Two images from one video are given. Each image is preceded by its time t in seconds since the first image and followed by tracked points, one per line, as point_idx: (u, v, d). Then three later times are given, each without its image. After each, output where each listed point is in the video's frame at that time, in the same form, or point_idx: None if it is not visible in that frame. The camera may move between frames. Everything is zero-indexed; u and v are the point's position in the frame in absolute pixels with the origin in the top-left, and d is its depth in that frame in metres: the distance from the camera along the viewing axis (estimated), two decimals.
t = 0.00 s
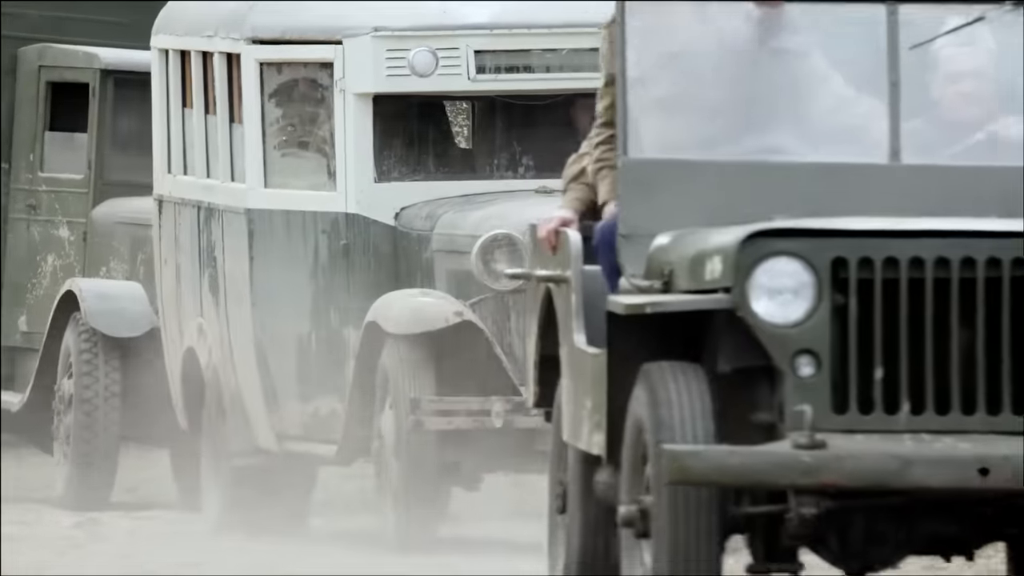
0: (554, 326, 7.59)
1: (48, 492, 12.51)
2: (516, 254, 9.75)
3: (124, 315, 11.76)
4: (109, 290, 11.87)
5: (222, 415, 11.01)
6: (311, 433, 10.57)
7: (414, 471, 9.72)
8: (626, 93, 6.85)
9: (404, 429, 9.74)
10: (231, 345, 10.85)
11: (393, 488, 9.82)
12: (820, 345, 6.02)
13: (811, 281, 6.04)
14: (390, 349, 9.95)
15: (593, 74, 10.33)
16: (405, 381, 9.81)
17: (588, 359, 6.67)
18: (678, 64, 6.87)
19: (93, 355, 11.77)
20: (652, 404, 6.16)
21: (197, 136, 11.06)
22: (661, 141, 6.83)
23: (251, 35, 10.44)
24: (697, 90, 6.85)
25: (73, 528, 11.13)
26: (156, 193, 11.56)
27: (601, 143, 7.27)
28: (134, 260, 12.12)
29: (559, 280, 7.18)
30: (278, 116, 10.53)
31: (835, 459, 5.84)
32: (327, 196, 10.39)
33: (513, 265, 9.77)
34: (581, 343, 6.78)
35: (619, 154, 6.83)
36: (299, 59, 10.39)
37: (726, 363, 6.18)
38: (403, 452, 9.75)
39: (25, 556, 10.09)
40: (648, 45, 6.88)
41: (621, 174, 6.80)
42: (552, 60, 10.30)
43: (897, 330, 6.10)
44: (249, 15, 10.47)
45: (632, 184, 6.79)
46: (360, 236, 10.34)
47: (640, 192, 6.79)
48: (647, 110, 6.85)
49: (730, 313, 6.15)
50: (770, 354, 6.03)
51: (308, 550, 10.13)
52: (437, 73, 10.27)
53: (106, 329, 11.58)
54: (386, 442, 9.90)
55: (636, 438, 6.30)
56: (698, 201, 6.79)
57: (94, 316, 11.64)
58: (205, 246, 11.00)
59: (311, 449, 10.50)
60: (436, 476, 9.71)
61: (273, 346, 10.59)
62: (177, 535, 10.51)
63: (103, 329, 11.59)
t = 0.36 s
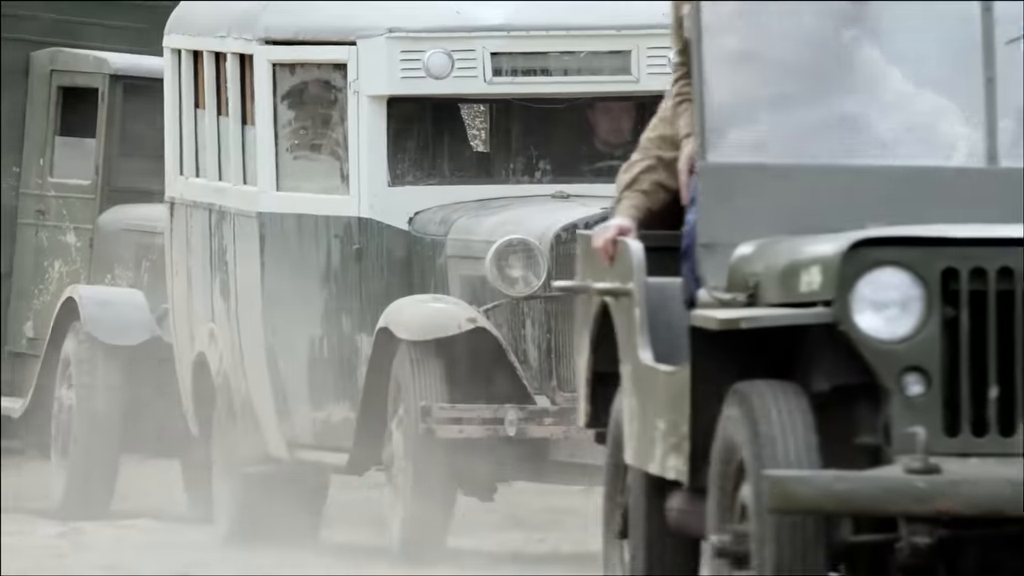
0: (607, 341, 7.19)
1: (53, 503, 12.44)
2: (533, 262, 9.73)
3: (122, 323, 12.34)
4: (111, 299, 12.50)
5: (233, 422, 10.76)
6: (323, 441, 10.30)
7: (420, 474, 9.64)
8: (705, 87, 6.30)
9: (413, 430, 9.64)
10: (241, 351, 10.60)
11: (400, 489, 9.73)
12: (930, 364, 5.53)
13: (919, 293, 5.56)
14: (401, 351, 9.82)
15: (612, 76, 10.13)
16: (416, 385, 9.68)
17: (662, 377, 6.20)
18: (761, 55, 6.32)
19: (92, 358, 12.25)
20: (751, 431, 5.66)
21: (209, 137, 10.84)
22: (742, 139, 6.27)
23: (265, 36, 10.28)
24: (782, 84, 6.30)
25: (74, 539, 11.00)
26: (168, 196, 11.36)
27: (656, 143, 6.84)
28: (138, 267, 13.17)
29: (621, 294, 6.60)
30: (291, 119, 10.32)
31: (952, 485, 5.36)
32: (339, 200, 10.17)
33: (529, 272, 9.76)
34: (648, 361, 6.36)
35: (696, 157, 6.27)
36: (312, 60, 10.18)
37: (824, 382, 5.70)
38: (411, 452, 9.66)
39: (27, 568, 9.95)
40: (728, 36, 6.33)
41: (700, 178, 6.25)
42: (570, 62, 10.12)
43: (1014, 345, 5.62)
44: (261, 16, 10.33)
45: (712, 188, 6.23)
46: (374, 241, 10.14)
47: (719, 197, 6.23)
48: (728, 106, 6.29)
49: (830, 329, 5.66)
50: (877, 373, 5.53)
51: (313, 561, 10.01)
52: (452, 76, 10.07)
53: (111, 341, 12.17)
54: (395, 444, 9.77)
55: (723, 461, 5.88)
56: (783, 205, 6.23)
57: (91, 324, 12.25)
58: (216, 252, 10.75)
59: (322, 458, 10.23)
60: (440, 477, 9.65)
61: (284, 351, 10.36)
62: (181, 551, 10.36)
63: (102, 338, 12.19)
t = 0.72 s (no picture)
0: (700, 348, 7.16)
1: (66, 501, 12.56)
2: (547, 261, 9.50)
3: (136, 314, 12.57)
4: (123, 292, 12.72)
5: (247, 428, 10.65)
6: (335, 446, 10.18)
7: (431, 494, 9.35)
8: (823, 73, 6.38)
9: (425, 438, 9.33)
10: (254, 353, 10.46)
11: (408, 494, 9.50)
12: None
13: None
14: (413, 353, 9.54)
15: (624, 70, 9.94)
16: (429, 386, 9.40)
17: (773, 389, 6.26)
18: (871, 38, 6.43)
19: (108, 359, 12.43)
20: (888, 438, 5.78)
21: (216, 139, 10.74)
22: (861, 127, 6.34)
23: (270, 35, 10.05)
24: (891, 67, 6.45)
25: (88, 539, 10.99)
26: (179, 199, 11.16)
27: (748, 137, 6.73)
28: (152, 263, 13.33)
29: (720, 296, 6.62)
30: (298, 119, 10.12)
31: None
32: (348, 200, 10.00)
33: (541, 271, 9.51)
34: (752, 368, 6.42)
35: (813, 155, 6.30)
36: (319, 59, 9.98)
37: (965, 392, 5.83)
38: (420, 459, 9.37)
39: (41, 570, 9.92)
40: (844, 18, 6.41)
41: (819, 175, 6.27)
42: (580, 57, 9.93)
43: None
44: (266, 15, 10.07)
45: (831, 185, 6.26)
46: (384, 242, 9.95)
47: (838, 193, 6.26)
48: (844, 90, 6.38)
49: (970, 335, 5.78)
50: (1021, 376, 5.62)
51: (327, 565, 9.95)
52: (460, 72, 9.88)
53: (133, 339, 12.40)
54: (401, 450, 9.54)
55: (852, 477, 5.95)
56: (903, 205, 6.27)
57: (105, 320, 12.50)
58: (224, 254, 10.65)
59: (335, 462, 10.11)
60: (451, 485, 9.35)
61: (296, 352, 10.20)
62: (196, 554, 10.31)
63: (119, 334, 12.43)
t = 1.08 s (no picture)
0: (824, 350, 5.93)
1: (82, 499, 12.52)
2: (560, 259, 9.19)
3: (149, 313, 12.42)
4: (136, 289, 12.53)
5: (257, 425, 10.70)
6: (346, 446, 10.07)
7: (447, 501, 9.04)
8: (969, 50, 5.10)
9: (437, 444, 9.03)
10: (264, 350, 10.42)
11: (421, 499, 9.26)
12: None
13: None
14: (423, 355, 9.28)
15: (638, 63, 9.74)
16: (439, 390, 9.10)
17: (915, 397, 4.97)
18: None
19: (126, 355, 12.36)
20: None
21: (226, 133, 10.72)
22: (1013, 115, 5.00)
23: (277, 28, 9.94)
24: None
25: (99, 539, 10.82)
26: (189, 193, 11.29)
27: (883, 114, 5.55)
28: (170, 259, 12.83)
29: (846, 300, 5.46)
30: (307, 113, 10.01)
31: None
32: (359, 197, 9.81)
33: (554, 270, 9.21)
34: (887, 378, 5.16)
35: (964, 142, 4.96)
36: (327, 54, 9.82)
37: None
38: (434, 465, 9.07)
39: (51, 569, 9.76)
40: None
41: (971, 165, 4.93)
42: (593, 50, 9.73)
43: None
44: (273, 8, 9.99)
45: (983, 176, 4.92)
46: (394, 240, 9.75)
47: (993, 184, 4.91)
48: (995, 71, 5.08)
49: None
50: None
51: (339, 568, 9.79)
52: (471, 66, 9.70)
53: (144, 336, 12.32)
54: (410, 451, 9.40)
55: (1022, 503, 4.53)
56: None
57: (118, 318, 12.33)
58: (234, 250, 10.65)
59: (346, 464, 10.00)
60: (464, 492, 9.05)
61: (305, 350, 10.10)
62: (208, 556, 10.15)
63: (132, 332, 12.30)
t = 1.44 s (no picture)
0: None
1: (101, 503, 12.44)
2: (574, 249, 9.03)
3: (164, 308, 12.37)
4: (149, 284, 12.50)
5: (269, 423, 10.51)
6: (357, 442, 9.87)
7: (459, 495, 8.88)
8: None
9: (449, 438, 8.87)
10: (277, 345, 10.27)
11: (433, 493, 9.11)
12: None
13: None
14: (434, 347, 9.13)
15: (658, 52, 9.60)
16: (450, 382, 8.94)
17: None
18: None
19: (138, 357, 12.33)
20: None
21: (239, 126, 10.58)
22: None
23: (290, 17, 9.85)
24: None
25: (119, 548, 10.64)
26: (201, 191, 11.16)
27: None
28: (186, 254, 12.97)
29: None
30: (320, 103, 9.88)
31: None
32: (372, 187, 9.66)
33: (568, 261, 9.04)
34: None
35: None
36: (341, 43, 9.69)
37: None
38: (446, 459, 8.91)
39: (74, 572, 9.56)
40: None
41: None
42: (611, 39, 9.57)
43: None
44: None
45: None
46: (407, 231, 9.57)
47: None
48: None
49: None
50: None
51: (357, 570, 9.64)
52: (487, 55, 9.52)
53: (161, 332, 12.29)
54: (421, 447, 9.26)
55: None
56: None
57: (131, 314, 12.28)
58: (246, 245, 10.51)
59: (359, 460, 9.81)
60: (474, 489, 8.90)
61: (316, 344, 9.95)
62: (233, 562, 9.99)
63: (145, 326, 12.26)
